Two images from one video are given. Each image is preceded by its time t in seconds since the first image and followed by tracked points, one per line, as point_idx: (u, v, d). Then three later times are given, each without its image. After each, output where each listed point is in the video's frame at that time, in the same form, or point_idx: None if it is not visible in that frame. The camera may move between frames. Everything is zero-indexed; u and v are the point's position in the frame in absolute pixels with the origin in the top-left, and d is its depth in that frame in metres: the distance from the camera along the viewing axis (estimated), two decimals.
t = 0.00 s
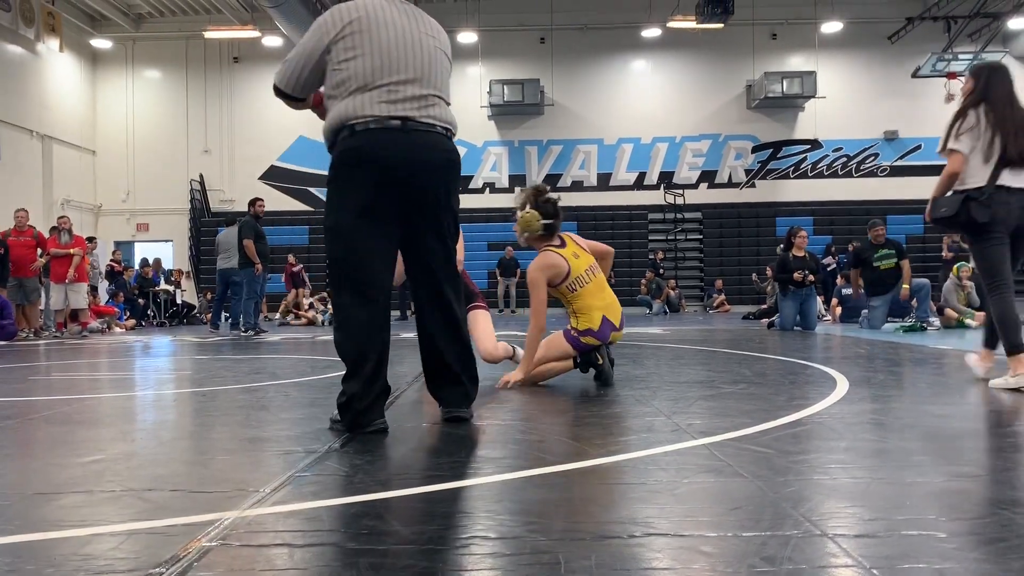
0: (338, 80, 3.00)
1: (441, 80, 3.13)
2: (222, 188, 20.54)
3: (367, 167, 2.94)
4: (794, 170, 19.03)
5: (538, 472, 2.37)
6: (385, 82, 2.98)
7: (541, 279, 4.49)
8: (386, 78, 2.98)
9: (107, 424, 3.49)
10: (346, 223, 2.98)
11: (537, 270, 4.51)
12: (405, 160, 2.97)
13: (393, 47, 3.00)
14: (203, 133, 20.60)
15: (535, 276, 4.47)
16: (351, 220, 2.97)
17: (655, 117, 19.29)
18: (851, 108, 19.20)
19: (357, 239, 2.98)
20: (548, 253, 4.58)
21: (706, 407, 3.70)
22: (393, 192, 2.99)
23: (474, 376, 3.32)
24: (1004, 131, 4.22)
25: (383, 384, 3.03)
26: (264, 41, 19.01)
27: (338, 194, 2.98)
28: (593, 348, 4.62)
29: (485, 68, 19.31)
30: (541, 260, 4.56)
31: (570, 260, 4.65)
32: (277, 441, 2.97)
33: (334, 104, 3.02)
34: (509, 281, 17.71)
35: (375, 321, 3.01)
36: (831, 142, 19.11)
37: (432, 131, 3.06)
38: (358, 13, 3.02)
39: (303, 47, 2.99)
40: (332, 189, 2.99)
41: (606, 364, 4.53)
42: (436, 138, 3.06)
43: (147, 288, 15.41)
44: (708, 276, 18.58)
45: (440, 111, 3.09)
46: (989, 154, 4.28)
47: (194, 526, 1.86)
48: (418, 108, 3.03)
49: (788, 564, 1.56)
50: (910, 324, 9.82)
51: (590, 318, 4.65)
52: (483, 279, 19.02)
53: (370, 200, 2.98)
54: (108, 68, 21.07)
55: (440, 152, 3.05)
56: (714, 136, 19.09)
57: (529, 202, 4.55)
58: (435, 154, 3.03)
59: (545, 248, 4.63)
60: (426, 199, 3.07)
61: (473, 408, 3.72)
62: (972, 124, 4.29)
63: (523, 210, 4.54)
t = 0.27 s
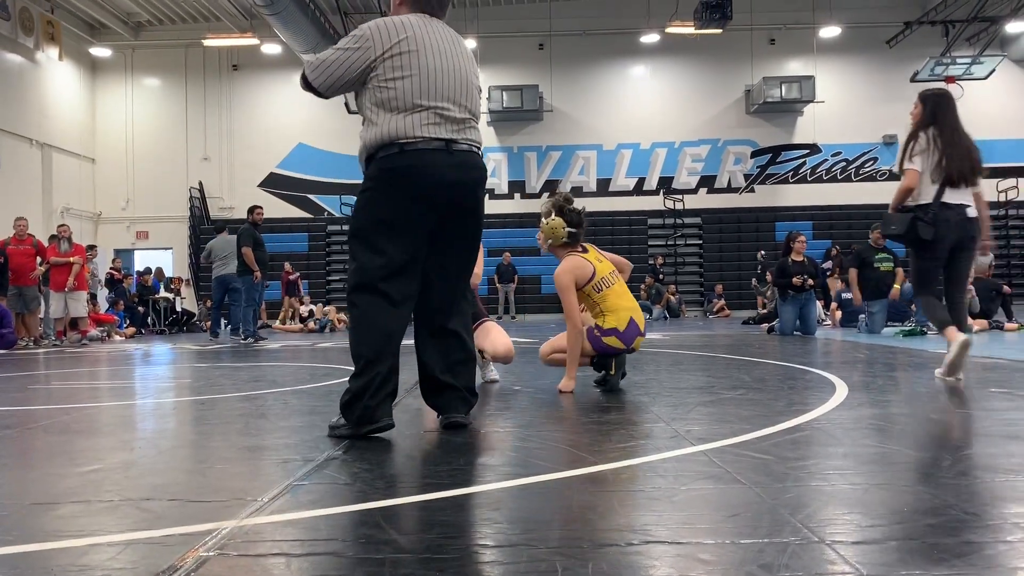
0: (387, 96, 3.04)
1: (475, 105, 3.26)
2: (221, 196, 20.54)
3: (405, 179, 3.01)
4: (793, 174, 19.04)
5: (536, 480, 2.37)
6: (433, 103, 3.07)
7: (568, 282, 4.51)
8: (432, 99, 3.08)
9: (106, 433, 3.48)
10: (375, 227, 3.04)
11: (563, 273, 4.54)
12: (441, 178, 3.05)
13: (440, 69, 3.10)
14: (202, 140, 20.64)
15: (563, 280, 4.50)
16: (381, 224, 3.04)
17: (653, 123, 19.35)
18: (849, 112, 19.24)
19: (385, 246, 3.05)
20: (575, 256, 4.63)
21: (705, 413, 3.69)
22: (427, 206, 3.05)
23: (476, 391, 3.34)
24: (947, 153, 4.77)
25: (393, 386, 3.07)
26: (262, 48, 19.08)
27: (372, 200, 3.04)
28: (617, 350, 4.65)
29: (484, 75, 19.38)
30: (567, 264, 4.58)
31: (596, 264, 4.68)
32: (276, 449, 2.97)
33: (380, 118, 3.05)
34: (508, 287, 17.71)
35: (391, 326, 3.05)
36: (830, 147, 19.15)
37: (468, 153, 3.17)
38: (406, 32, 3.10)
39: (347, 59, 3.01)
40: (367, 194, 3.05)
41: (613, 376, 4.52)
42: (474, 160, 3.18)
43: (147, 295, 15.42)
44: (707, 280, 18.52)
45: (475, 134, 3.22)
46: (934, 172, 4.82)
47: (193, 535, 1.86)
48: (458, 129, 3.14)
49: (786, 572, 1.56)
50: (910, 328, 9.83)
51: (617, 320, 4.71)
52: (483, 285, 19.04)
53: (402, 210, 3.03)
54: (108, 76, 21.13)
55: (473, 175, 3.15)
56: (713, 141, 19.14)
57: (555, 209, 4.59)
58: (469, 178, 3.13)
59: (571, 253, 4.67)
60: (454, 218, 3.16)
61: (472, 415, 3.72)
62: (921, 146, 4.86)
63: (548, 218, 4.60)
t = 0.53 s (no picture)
0: (408, 98, 3.07)
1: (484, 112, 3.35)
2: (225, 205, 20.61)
3: (426, 182, 3.04)
4: (796, 174, 19.02)
5: (542, 486, 2.37)
6: (453, 107, 3.13)
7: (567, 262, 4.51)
8: (451, 105, 3.13)
9: (114, 444, 3.49)
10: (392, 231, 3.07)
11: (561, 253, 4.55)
12: (460, 182, 3.09)
13: (457, 76, 3.17)
14: (205, 150, 20.73)
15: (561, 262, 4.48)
16: (401, 225, 3.06)
17: (655, 125, 19.36)
18: (851, 111, 19.24)
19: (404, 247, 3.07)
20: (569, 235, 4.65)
21: (710, 416, 3.69)
22: (446, 208, 3.08)
23: (480, 396, 3.35)
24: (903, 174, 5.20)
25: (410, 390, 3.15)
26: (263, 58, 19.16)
27: (392, 201, 3.07)
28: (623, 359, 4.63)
29: (484, 80, 19.43)
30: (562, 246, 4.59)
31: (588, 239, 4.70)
32: (282, 458, 2.97)
33: (400, 120, 3.07)
34: (512, 291, 17.75)
35: (404, 329, 3.10)
36: (831, 147, 19.13)
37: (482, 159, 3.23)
38: (424, 40, 3.15)
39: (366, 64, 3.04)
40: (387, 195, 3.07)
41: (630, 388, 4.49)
42: (488, 165, 3.25)
43: (152, 305, 15.48)
44: (711, 282, 18.66)
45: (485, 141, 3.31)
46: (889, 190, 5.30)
47: (200, 547, 1.87)
48: (473, 136, 3.21)
49: None
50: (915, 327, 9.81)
51: (638, 270, 4.80)
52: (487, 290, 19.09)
53: (423, 213, 3.06)
54: (110, 88, 21.23)
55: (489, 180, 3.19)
56: (715, 142, 19.16)
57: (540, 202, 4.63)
58: (485, 183, 3.17)
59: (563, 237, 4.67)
60: (471, 222, 3.19)
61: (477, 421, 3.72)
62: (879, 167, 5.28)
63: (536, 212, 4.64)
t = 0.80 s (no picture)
0: (395, 107, 3.11)
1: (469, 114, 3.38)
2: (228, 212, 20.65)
3: (421, 187, 3.06)
4: (799, 177, 19.03)
5: (548, 490, 2.36)
6: (439, 111, 3.18)
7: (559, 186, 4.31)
8: (436, 107, 3.17)
9: (118, 452, 3.49)
10: (389, 236, 3.09)
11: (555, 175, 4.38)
12: (455, 185, 3.11)
13: (441, 80, 3.21)
14: (208, 157, 20.79)
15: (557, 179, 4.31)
16: (400, 232, 3.07)
17: (657, 129, 19.35)
18: (853, 114, 19.23)
19: (403, 252, 3.08)
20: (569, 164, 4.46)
21: (716, 419, 3.68)
22: (443, 211, 3.09)
23: (485, 401, 3.34)
24: (869, 185, 5.69)
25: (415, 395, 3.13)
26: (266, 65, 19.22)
27: (389, 208, 3.08)
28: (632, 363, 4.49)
29: (486, 85, 19.47)
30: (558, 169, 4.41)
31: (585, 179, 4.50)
32: (287, 464, 2.97)
33: (389, 128, 3.11)
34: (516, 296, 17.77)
35: (408, 334, 3.09)
36: (834, 149, 19.11)
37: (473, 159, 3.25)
38: (406, 45, 3.19)
39: (348, 75, 3.05)
40: (384, 202, 3.09)
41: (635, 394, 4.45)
42: (480, 165, 3.28)
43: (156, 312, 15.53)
44: (715, 285, 18.72)
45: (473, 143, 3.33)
46: (857, 198, 5.77)
47: (205, 554, 1.86)
48: (462, 136, 3.24)
49: None
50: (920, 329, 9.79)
51: (622, 226, 4.43)
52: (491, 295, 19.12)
53: (422, 217, 3.07)
54: (113, 96, 21.32)
55: (482, 182, 3.23)
56: (717, 145, 19.15)
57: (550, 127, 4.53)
58: (477, 182, 3.19)
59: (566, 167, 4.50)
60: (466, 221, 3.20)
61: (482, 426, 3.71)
62: (848, 178, 5.77)
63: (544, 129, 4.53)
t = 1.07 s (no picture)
0: (364, 113, 3.14)
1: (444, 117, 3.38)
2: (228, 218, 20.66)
3: (392, 193, 3.08)
4: (798, 182, 19.07)
5: (548, 496, 2.36)
6: (410, 116, 3.18)
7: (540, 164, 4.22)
8: (408, 113, 3.18)
9: (117, 458, 3.49)
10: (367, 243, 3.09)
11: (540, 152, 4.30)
12: (427, 187, 3.13)
13: (412, 84, 3.21)
14: (208, 163, 20.81)
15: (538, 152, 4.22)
16: (376, 237, 3.08)
17: (656, 134, 19.40)
18: (852, 118, 19.26)
19: (382, 257, 3.08)
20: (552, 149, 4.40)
21: (716, 425, 3.67)
22: (417, 211, 3.11)
23: (482, 403, 3.31)
24: (839, 200, 5.97)
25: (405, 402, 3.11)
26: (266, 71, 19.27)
27: (364, 214, 3.10)
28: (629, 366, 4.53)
29: (487, 90, 19.50)
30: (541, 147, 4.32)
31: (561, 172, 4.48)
32: (287, 471, 2.96)
33: (358, 137, 3.15)
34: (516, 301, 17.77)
35: (394, 340, 3.09)
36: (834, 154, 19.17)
37: (446, 162, 3.26)
38: (376, 51, 3.20)
39: (324, 76, 3.02)
40: (356, 211, 3.11)
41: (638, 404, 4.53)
42: (453, 168, 3.28)
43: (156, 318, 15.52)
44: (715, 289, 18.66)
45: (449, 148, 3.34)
46: (830, 213, 6.03)
47: (204, 560, 1.86)
48: (435, 141, 3.25)
49: None
50: (920, 333, 9.78)
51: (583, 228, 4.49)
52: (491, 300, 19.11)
53: (396, 223, 3.08)
54: (113, 102, 21.36)
55: (456, 184, 3.24)
56: (717, 150, 19.18)
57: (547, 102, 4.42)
58: (448, 180, 3.21)
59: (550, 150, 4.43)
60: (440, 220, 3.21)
61: (481, 432, 3.70)
62: (820, 193, 6.06)
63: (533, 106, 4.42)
